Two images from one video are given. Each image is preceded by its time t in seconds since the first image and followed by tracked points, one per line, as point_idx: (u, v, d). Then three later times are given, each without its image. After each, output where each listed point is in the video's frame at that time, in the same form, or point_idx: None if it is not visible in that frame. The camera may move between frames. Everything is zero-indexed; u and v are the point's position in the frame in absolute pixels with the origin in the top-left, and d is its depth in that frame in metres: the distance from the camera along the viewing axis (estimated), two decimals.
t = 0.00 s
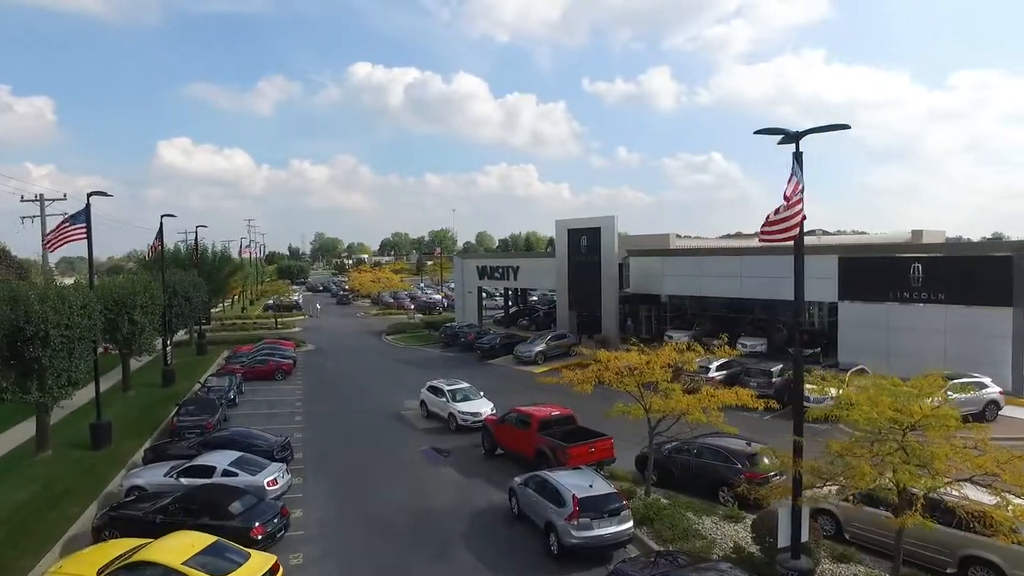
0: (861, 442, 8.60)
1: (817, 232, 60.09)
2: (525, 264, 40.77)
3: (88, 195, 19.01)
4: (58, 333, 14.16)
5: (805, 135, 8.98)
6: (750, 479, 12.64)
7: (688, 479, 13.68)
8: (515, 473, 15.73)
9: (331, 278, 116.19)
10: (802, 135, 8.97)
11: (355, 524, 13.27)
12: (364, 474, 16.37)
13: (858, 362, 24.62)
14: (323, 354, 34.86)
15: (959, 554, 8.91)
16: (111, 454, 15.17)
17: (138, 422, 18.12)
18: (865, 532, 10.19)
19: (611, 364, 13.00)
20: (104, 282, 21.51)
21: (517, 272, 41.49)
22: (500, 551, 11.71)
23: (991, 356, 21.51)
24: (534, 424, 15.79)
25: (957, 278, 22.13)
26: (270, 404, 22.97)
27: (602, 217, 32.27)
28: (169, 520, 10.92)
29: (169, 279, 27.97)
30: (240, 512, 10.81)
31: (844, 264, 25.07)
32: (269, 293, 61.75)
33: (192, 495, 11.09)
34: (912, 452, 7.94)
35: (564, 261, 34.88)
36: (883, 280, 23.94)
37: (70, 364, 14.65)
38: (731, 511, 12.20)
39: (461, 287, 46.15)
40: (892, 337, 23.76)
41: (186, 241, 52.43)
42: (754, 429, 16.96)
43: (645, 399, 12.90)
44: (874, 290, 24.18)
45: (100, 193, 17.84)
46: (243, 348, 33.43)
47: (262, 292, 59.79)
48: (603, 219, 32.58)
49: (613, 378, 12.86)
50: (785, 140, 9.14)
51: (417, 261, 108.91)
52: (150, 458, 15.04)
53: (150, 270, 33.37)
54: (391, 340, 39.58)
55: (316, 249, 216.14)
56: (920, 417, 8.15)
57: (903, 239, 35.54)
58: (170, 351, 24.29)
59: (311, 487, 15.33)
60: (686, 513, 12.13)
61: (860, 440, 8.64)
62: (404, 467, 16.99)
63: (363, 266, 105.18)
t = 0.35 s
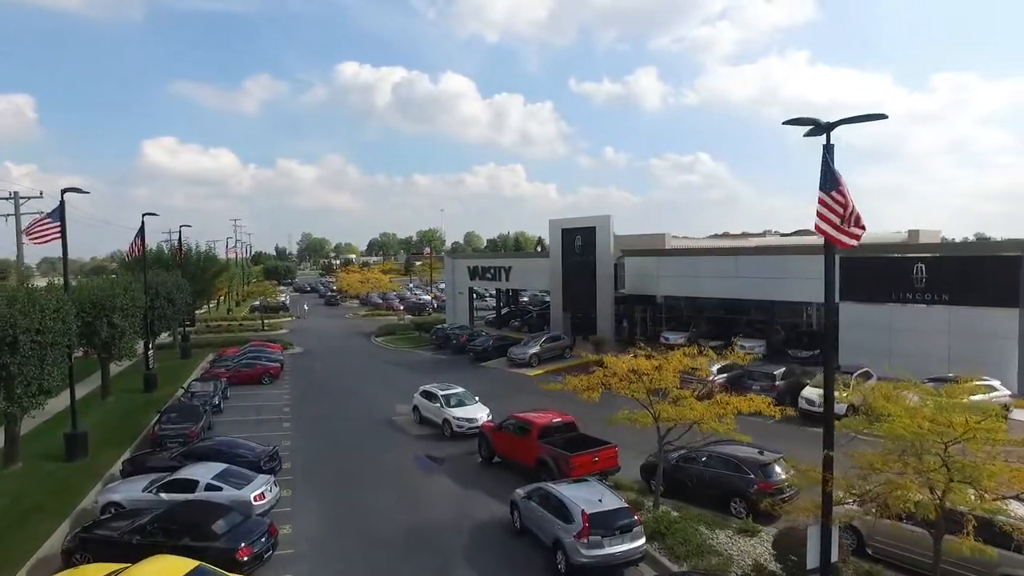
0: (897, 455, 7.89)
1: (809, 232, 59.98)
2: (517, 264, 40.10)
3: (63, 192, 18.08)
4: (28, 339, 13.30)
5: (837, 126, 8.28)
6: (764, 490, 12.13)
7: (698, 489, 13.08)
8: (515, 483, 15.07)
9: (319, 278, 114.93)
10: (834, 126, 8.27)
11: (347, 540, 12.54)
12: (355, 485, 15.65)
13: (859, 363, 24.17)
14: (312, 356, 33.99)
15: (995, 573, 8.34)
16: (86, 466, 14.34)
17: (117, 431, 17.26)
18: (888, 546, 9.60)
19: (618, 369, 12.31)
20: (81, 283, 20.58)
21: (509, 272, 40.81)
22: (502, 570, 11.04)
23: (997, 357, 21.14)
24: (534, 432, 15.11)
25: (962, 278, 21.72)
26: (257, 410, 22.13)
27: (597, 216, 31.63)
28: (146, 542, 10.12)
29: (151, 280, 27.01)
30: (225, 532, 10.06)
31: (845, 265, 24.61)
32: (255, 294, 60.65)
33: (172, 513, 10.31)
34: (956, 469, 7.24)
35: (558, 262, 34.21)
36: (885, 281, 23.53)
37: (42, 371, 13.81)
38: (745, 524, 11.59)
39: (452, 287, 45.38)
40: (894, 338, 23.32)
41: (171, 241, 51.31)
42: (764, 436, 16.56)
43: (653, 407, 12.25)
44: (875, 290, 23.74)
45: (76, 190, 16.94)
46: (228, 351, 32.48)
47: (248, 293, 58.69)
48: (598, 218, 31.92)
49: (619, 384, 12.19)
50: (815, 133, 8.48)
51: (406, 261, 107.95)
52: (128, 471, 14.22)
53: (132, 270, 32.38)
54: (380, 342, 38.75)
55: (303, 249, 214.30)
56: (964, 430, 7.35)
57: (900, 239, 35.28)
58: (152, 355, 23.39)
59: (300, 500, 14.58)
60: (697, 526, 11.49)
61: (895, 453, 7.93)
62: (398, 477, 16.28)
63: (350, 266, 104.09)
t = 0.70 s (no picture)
0: (938, 477, 7.36)
1: (796, 233, 59.98)
2: (506, 265, 39.30)
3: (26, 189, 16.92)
4: None
5: (874, 116, 7.47)
6: (777, 504, 11.49)
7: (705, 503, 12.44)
8: (511, 497, 14.29)
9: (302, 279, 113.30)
10: (870, 117, 7.47)
11: (333, 562, 11.69)
12: (342, 500, 14.77)
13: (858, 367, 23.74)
14: (294, 361, 32.91)
15: None
16: (50, 485, 13.32)
17: (85, 444, 16.21)
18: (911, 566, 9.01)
19: (622, 379, 11.59)
20: (48, 286, 19.42)
21: (498, 274, 40.01)
22: None
23: (998, 360, 20.76)
24: (531, 443, 14.35)
25: (963, 280, 21.34)
26: (236, 418, 21.11)
27: (588, 216, 30.89)
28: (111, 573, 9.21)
29: (125, 282, 25.80)
30: (198, 561, 9.17)
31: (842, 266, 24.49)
32: (236, 296, 59.23)
33: (140, 541, 9.40)
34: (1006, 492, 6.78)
35: (548, 263, 33.42)
36: (884, 282, 23.13)
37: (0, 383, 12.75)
38: (759, 542, 10.97)
39: (439, 288, 44.48)
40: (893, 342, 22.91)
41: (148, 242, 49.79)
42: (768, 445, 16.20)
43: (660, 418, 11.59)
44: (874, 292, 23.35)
45: (39, 187, 15.82)
46: (207, 355, 31.33)
47: (229, 294, 57.27)
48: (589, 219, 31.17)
49: (624, 394, 11.50)
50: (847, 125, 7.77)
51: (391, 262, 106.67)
52: (96, 489, 13.23)
53: (105, 272, 31.05)
54: (366, 345, 37.76)
55: (286, 250, 211.79)
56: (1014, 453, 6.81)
57: (892, 240, 35.09)
58: (126, 361, 22.25)
59: (283, 517, 13.70)
60: (708, 545, 10.83)
61: (936, 474, 7.39)
62: (387, 491, 15.43)
63: (334, 266, 102.60)
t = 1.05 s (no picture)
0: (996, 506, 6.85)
1: (787, 234, 59.85)
2: (496, 266, 38.45)
3: None
4: None
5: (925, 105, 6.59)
6: (797, 523, 10.78)
7: (719, 522, 11.72)
8: (511, 515, 13.47)
9: (286, 281, 111.67)
10: (921, 105, 6.59)
11: None
12: (329, 518, 13.88)
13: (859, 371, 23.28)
14: (278, 365, 31.83)
15: None
16: (11, 507, 12.29)
17: (53, 461, 15.13)
18: None
19: (632, 391, 10.86)
20: (14, 290, 18.25)
21: (488, 275, 39.12)
22: None
23: (1003, 365, 20.35)
24: (531, 456, 13.56)
25: (968, 282, 20.94)
26: (217, 429, 20.07)
27: (582, 216, 30.10)
28: None
29: (99, 285, 24.59)
30: None
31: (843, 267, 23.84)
32: (218, 298, 57.78)
33: None
34: None
35: (539, 264, 32.59)
36: (886, 284, 22.66)
37: None
38: (780, 566, 10.25)
39: (427, 290, 43.50)
40: (895, 344, 22.49)
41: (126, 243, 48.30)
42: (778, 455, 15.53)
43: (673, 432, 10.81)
44: (876, 294, 22.85)
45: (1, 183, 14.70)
46: (188, 360, 30.16)
47: (210, 296, 55.84)
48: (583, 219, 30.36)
49: (634, 407, 10.76)
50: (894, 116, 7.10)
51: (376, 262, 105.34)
52: (62, 512, 12.20)
53: (79, 275, 29.77)
54: (352, 349, 36.73)
55: (269, 250, 209.13)
56: None
57: (888, 241, 34.87)
58: (99, 368, 21.12)
59: (266, 539, 12.79)
60: (727, 569, 10.05)
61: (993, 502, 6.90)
62: (378, 506, 14.56)
63: (319, 267, 101.07)
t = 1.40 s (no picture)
0: None
1: (779, 235, 59.56)
2: (488, 267, 37.56)
3: None
4: None
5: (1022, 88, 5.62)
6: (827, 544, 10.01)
7: (741, 542, 10.97)
8: (514, 533, 12.63)
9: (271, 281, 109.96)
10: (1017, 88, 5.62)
11: None
12: (319, 536, 12.95)
13: (863, 373, 22.73)
14: (264, 369, 30.73)
15: None
16: None
17: (21, 477, 14.05)
18: None
19: (650, 403, 10.02)
20: None
21: (479, 276, 38.21)
22: None
23: (1010, 369, 19.82)
24: (536, 470, 12.73)
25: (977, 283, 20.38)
26: (199, 439, 19.02)
27: (579, 215, 29.28)
28: None
29: (74, 287, 23.38)
30: None
31: (847, 267, 23.14)
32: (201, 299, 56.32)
33: None
34: None
35: (533, 265, 31.71)
36: (891, 286, 22.09)
37: None
38: None
39: (416, 291, 42.51)
40: (901, 347, 21.93)
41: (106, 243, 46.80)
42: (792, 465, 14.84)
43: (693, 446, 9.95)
44: (881, 295, 22.25)
45: None
46: (169, 364, 28.99)
47: (193, 297, 54.44)
48: (578, 218, 29.51)
49: (651, 419, 9.91)
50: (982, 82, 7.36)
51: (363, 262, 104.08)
52: (28, 536, 11.18)
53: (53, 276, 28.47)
54: (340, 352, 35.69)
55: (253, 250, 206.52)
56: None
57: (886, 242, 34.48)
58: (74, 375, 19.98)
59: (252, 561, 11.85)
60: None
61: None
62: (372, 523, 13.65)
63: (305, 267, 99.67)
